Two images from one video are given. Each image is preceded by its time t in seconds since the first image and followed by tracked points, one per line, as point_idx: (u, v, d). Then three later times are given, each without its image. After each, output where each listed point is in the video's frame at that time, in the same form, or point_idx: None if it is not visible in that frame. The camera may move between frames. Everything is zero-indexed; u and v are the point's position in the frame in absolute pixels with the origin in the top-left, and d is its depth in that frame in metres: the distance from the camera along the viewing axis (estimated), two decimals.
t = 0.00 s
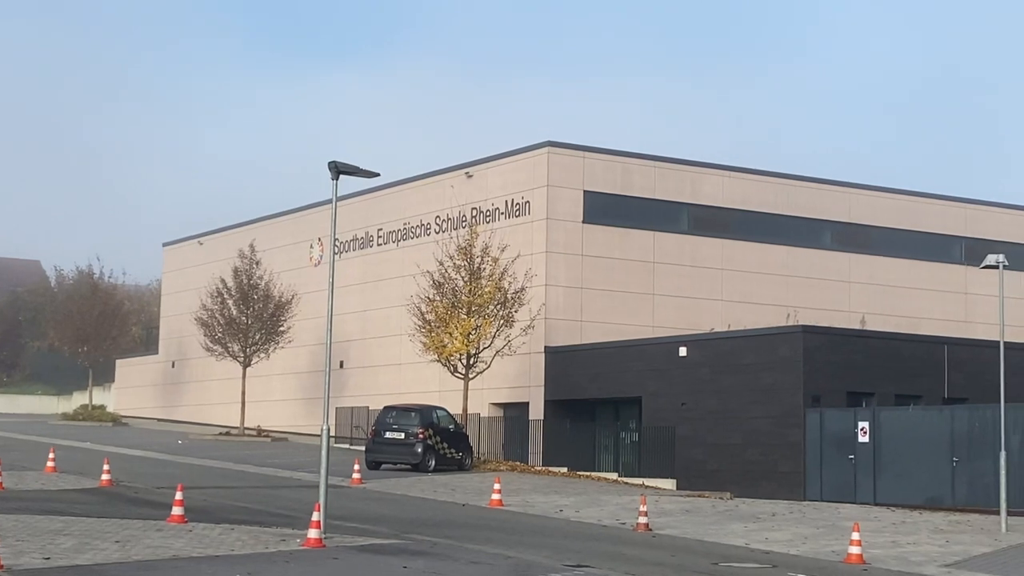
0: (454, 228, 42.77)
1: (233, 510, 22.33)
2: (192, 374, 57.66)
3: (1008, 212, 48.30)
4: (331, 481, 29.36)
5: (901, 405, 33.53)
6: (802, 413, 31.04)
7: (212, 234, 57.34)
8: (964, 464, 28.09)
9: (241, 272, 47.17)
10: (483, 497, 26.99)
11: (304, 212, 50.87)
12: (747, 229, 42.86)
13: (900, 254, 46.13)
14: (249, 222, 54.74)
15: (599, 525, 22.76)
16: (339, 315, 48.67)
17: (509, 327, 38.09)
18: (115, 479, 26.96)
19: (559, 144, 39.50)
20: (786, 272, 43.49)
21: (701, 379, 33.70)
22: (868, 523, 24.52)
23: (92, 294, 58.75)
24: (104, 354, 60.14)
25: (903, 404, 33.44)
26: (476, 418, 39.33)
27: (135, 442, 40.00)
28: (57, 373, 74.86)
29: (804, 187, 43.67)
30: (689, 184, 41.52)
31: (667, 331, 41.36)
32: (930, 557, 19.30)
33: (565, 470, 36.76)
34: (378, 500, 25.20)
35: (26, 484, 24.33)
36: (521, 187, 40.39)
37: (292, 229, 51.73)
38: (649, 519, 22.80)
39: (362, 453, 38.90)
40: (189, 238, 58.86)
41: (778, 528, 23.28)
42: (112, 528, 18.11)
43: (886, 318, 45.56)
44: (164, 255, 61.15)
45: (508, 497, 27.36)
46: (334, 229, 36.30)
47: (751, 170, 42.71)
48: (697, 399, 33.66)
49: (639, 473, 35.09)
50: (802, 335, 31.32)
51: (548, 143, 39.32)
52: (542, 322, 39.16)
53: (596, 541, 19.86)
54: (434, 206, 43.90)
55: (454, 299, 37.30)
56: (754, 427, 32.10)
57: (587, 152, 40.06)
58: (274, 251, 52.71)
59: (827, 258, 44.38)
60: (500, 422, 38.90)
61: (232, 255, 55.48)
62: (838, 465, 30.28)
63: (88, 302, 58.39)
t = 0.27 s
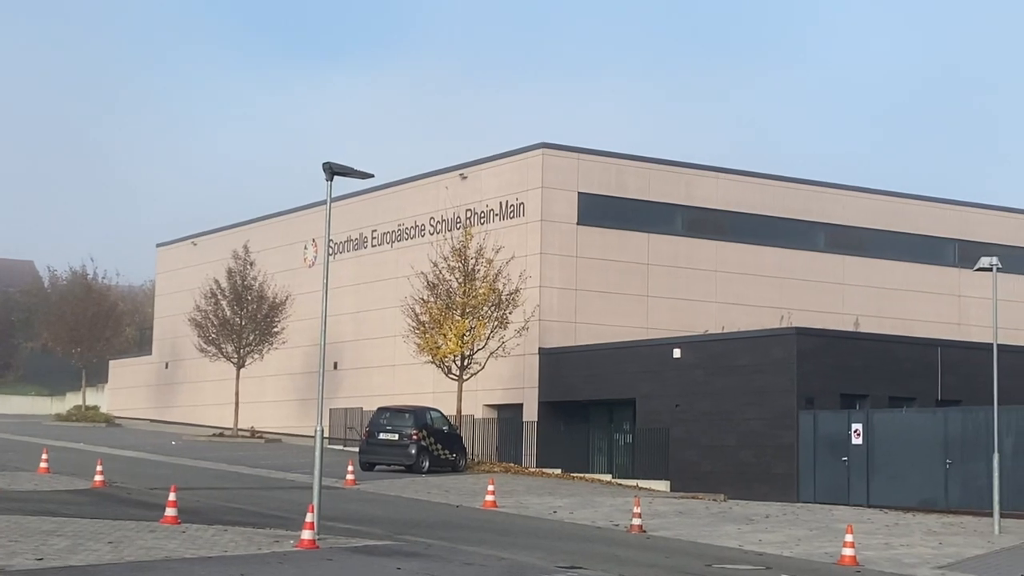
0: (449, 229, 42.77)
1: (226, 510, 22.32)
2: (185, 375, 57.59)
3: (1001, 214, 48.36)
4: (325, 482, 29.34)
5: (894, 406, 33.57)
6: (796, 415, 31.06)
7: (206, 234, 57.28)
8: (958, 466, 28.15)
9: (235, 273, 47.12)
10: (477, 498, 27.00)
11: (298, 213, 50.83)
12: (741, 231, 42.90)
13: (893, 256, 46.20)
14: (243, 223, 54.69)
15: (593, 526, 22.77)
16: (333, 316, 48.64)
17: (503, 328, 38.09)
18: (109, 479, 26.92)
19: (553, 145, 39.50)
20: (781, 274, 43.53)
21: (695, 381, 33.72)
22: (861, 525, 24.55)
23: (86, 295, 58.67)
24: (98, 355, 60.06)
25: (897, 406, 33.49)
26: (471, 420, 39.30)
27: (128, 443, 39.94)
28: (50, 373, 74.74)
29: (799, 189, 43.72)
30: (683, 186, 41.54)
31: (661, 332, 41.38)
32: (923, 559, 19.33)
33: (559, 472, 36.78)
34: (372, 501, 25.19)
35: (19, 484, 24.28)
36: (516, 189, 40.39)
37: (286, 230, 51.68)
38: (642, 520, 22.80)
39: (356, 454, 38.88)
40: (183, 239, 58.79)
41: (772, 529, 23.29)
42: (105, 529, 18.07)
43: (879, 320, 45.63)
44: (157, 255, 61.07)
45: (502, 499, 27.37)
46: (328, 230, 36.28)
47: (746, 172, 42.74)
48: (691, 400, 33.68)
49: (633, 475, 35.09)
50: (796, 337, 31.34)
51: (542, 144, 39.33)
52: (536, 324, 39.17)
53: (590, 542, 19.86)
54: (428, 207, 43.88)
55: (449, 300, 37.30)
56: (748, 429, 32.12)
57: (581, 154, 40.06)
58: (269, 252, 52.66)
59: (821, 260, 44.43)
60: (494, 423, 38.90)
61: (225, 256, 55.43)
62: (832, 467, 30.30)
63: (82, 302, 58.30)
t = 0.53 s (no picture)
0: (444, 229, 42.77)
1: (221, 510, 22.32)
2: (181, 375, 57.55)
3: (996, 216, 48.44)
4: (320, 482, 29.33)
5: (889, 407, 33.62)
6: (791, 416, 31.09)
7: (201, 234, 57.25)
8: (952, 467, 28.21)
9: (230, 273, 47.08)
10: (472, 499, 27.01)
11: (294, 213, 50.81)
12: (736, 232, 42.94)
13: (888, 257, 46.26)
14: (239, 223, 54.66)
15: (588, 527, 22.78)
16: (328, 317, 48.63)
17: (499, 328, 38.10)
18: (104, 479, 26.89)
19: (549, 146, 39.52)
20: (776, 275, 43.58)
21: (690, 382, 33.74)
22: (856, 526, 24.59)
23: (81, 294, 58.60)
24: (93, 355, 60.00)
25: (891, 407, 33.54)
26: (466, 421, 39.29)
27: (124, 443, 39.89)
28: (45, 374, 74.68)
29: (794, 190, 43.77)
30: (679, 186, 41.57)
31: (656, 333, 41.41)
32: (918, 560, 19.36)
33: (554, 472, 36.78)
34: (367, 501, 25.20)
35: (14, 484, 24.25)
36: (511, 189, 40.41)
37: (281, 230, 51.66)
38: (637, 520, 22.82)
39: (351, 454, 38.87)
40: (179, 238, 58.74)
41: (766, 530, 23.32)
42: (100, 529, 18.06)
43: (875, 321, 45.70)
44: (153, 255, 61.02)
45: (497, 499, 27.38)
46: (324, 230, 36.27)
47: (741, 173, 42.78)
48: (687, 401, 33.70)
49: (628, 475, 35.11)
50: (791, 338, 31.38)
51: (538, 145, 39.34)
52: (532, 324, 39.19)
53: (585, 543, 19.87)
54: (424, 207, 43.89)
55: (444, 301, 37.30)
56: (743, 430, 32.15)
57: (577, 154, 40.08)
58: (264, 252, 52.63)
59: (816, 261, 44.48)
60: (489, 424, 38.88)
61: (221, 256, 55.40)
62: (826, 468, 30.34)
63: (77, 302, 58.24)
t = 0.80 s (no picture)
0: (441, 229, 42.77)
1: (218, 510, 22.31)
2: (177, 374, 57.51)
3: (992, 216, 48.49)
4: (316, 482, 29.33)
5: (885, 408, 33.66)
6: (787, 417, 31.10)
7: (198, 234, 57.21)
8: (949, 468, 28.24)
9: (227, 273, 47.05)
10: (468, 499, 27.02)
11: (290, 213, 50.80)
12: (733, 232, 42.97)
13: (885, 258, 46.30)
14: (235, 222, 54.63)
15: (584, 527, 22.79)
16: (325, 316, 48.62)
17: (495, 328, 38.11)
18: (100, 479, 26.86)
19: (546, 146, 39.53)
20: (772, 275, 43.60)
21: (686, 382, 33.76)
22: (852, 526, 24.62)
23: (78, 294, 58.55)
24: (89, 354, 59.93)
25: (887, 408, 33.57)
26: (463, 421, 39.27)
27: (120, 442, 39.86)
28: (41, 373, 74.65)
29: (791, 190, 43.80)
30: (675, 187, 41.59)
31: (653, 333, 41.43)
32: (914, 560, 19.39)
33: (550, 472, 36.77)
34: (364, 501, 25.19)
35: (10, 484, 24.23)
36: (508, 189, 40.42)
37: (278, 230, 51.64)
38: (634, 521, 22.82)
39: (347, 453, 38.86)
40: (175, 238, 58.70)
41: (763, 530, 23.33)
42: (97, 529, 18.06)
43: (871, 322, 45.74)
44: (149, 255, 60.98)
45: (494, 499, 27.37)
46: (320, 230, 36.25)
47: (738, 174, 42.82)
48: (683, 401, 33.71)
49: (625, 475, 35.11)
50: (788, 339, 31.40)
51: (534, 145, 39.35)
52: (528, 324, 39.22)
53: (581, 543, 19.89)
54: (421, 207, 43.89)
55: (441, 300, 37.31)
56: (739, 430, 32.16)
57: (573, 154, 40.09)
58: (261, 252, 52.61)
59: (813, 261, 44.51)
60: (485, 425, 38.85)
61: (218, 255, 55.37)
62: (823, 468, 30.35)
63: (74, 301, 58.19)
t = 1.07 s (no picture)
0: (438, 228, 42.75)
1: (214, 509, 22.28)
2: (173, 373, 57.47)
3: (989, 216, 48.51)
4: (313, 481, 29.31)
5: (882, 408, 33.68)
6: (784, 416, 31.11)
7: (194, 232, 57.18)
8: (945, 467, 28.24)
9: (224, 272, 47.02)
10: (465, 497, 27.00)
11: (287, 211, 50.78)
12: (730, 231, 42.98)
13: (882, 258, 46.32)
14: (232, 221, 54.60)
15: (581, 526, 22.79)
16: (322, 315, 48.59)
17: (492, 328, 38.10)
18: (96, 477, 26.83)
19: (543, 145, 39.52)
20: (769, 275, 43.61)
21: (683, 381, 33.76)
22: (849, 525, 24.62)
23: (74, 292, 58.51)
24: (85, 353, 59.89)
25: (884, 407, 33.59)
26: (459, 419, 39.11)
27: (116, 441, 39.83)
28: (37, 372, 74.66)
29: (788, 190, 43.81)
30: (673, 186, 41.59)
31: (650, 332, 41.43)
32: (911, 560, 19.38)
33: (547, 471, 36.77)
34: (360, 500, 25.17)
35: (6, 482, 24.19)
36: (505, 188, 40.42)
37: (275, 228, 51.60)
38: (631, 520, 22.81)
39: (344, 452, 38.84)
40: (172, 236, 58.67)
41: (759, 530, 23.32)
42: (93, 527, 18.03)
43: (868, 321, 45.75)
44: (146, 254, 60.94)
45: (490, 498, 27.36)
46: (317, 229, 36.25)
47: (735, 173, 42.82)
48: (680, 401, 33.71)
49: (621, 474, 35.11)
50: (785, 338, 31.41)
51: (532, 144, 39.33)
52: (525, 323, 39.21)
53: (578, 542, 19.87)
54: (418, 206, 43.88)
55: (438, 299, 37.29)
56: (736, 430, 32.17)
57: (571, 153, 40.09)
58: (257, 251, 52.59)
59: (810, 261, 44.51)
60: (482, 424, 38.79)
61: (214, 254, 55.34)
62: (820, 467, 30.38)
63: (70, 300, 58.14)
